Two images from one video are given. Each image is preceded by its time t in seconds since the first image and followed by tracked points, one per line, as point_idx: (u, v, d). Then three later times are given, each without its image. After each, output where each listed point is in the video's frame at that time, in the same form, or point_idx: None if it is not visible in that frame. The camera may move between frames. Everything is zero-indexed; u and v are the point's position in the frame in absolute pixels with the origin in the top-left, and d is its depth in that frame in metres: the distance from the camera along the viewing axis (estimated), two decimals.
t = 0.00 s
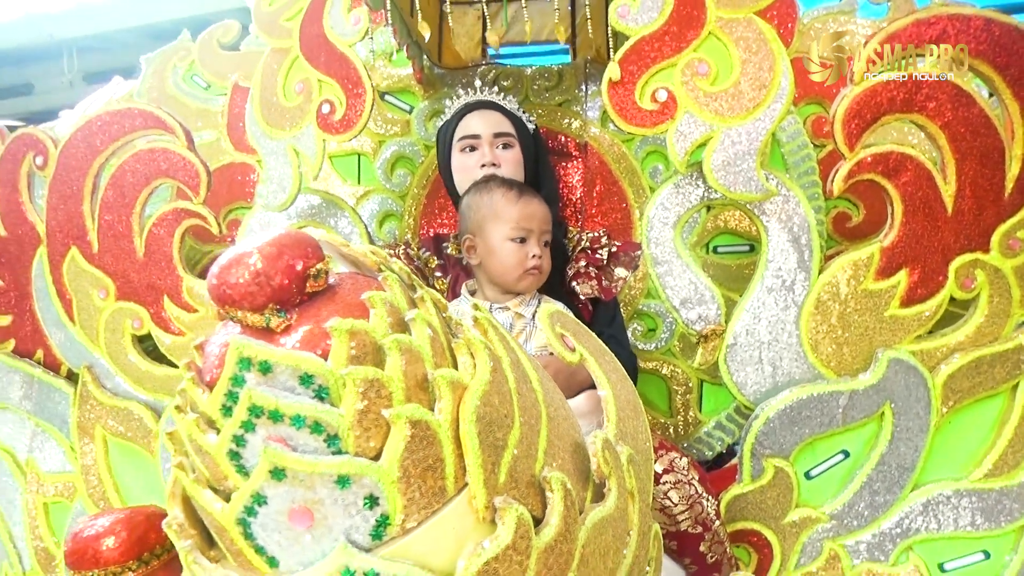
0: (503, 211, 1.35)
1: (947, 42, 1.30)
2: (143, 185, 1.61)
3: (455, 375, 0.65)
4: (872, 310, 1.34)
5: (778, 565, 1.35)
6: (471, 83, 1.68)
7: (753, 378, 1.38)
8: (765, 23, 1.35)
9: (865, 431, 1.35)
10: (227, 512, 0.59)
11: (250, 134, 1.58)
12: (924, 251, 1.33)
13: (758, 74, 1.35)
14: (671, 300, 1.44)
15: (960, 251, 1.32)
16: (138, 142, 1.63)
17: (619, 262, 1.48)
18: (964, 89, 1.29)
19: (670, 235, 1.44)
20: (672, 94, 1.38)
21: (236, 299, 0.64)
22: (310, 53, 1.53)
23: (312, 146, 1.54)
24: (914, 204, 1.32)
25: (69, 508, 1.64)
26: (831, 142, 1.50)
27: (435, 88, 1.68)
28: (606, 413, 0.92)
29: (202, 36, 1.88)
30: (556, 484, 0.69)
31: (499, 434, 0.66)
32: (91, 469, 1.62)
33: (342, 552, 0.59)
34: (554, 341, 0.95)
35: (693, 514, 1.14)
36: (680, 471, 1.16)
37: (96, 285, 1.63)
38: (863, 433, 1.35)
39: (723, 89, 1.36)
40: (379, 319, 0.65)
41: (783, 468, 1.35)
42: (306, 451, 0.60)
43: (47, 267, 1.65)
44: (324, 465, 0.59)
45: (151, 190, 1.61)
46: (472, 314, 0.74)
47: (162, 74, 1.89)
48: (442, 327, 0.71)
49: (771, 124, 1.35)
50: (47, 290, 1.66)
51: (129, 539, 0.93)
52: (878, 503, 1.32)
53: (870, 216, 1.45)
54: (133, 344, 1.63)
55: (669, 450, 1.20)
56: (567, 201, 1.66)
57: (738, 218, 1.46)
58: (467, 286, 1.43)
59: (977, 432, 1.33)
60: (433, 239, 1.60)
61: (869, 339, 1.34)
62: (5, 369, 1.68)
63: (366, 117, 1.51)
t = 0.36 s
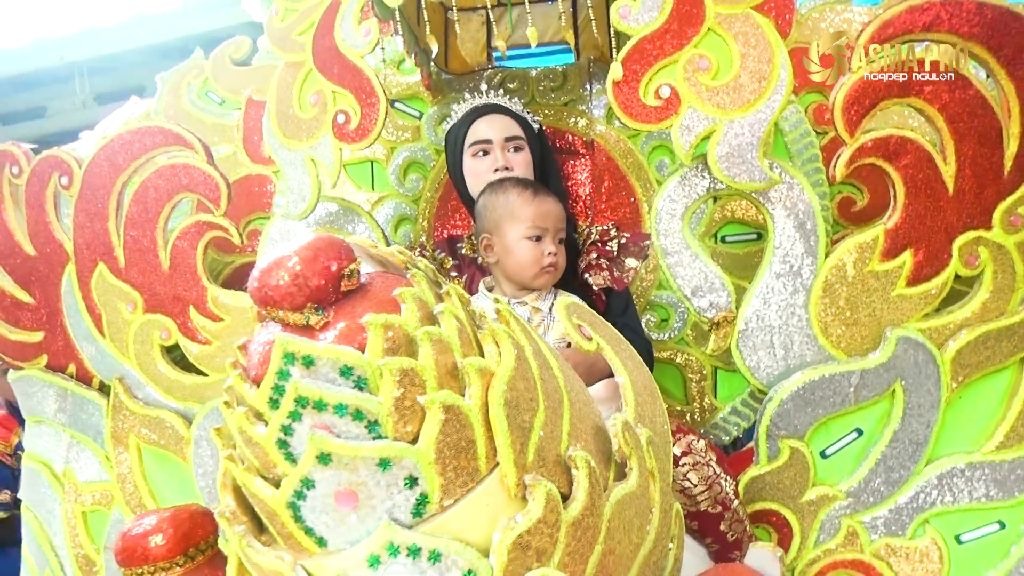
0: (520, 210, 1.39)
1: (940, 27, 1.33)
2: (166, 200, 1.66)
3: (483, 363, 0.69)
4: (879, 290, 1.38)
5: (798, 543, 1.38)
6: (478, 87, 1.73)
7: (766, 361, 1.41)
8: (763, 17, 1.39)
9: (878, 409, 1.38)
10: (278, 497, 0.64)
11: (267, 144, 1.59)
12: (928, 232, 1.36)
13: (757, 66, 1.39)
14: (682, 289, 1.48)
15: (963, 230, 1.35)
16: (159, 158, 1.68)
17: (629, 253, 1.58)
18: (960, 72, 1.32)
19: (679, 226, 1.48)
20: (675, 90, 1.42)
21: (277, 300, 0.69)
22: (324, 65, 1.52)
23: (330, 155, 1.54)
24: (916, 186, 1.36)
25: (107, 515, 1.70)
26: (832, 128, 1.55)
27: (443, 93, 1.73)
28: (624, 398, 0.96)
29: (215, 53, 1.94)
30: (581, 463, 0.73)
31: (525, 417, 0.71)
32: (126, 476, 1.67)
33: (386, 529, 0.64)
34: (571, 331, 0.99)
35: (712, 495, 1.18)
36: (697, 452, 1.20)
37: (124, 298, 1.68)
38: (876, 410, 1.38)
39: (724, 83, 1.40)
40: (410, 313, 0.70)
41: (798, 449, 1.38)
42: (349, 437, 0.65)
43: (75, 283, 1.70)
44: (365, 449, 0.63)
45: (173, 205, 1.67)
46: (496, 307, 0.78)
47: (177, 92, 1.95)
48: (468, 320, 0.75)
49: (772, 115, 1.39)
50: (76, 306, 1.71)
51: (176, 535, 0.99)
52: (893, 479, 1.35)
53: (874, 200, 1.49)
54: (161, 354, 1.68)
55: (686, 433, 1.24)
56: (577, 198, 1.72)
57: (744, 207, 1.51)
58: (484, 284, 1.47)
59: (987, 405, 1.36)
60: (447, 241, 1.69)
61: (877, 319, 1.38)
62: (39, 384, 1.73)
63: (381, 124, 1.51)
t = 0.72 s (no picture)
0: (535, 212, 1.44)
1: (931, 15, 1.37)
2: (189, 219, 1.72)
3: (511, 356, 0.74)
4: (885, 273, 1.42)
5: (817, 522, 1.42)
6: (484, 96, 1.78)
7: (777, 348, 1.45)
8: (759, 14, 1.43)
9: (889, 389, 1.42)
10: (329, 488, 0.70)
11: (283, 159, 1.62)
12: (929, 214, 1.40)
13: (756, 62, 1.43)
14: (693, 281, 1.50)
15: (964, 211, 1.39)
16: (180, 178, 1.74)
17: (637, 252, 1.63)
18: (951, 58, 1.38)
19: (687, 220, 1.50)
20: (677, 88, 1.46)
21: (318, 305, 0.74)
22: (337, 81, 1.56)
23: (347, 167, 1.58)
24: (915, 170, 1.40)
25: (145, 526, 1.75)
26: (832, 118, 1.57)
27: (451, 103, 1.79)
28: (643, 387, 1.01)
29: (225, 74, 1.97)
30: (606, 446, 0.78)
31: (553, 405, 0.75)
32: (162, 488, 1.73)
33: (430, 513, 0.69)
34: (590, 325, 1.04)
35: (731, 478, 1.22)
36: (715, 438, 1.24)
37: (152, 315, 1.74)
38: (887, 390, 1.42)
39: (724, 80, 1.44)
40: (442, 311, 0.75)
41: (813, 431, 1.42)
42: (392, 429, 0.70)
43: (105, 303, 1.76)
44: (408, 439, 0.68)
45: (196, 223, 1.72)
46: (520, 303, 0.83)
47: (192, 113, 1.99)
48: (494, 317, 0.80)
49: (771, 109, 1.43)
50: (107, 325, 1.77)
51: (222, 536, 1.04)
52: (907, 456, 1.39)
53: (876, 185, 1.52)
54: (190, 368, 1.74)
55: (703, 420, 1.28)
56: (585, 197, 1.73)
57: (748, 199, 1.57)
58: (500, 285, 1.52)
59: (996, 380, 1.40)
60: (461, 245, 1.71)
61: (884, 301, 1.42)
62: (73, 402, 1.79)
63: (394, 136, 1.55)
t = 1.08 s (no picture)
0: (547, 219, 1.48)
1: (930, 13, 1.42)
2: (212, 238, 1.76)
3: (540, 356, 0.78)
4: (894, 266, 1.45)
5: (838, 513, 1.45)
6: (494, 109, 1.82)
7: (792, 342, 1.48)
8: (760, 18, 1.47)
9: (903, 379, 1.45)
10: (374, 487, 0.74)
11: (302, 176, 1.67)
12: (935, 206, 1.43)
13: (760, 65, 1.47)
14: (707, 280, 1.53)
15: (970, 202, 1.42)
16: (202, 198, 1.79)
17: (655, 251, 1.67)
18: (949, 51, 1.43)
19: (698, 221, 1.54)
20: (684, 94, 1.49)
21: (357, 314, 0.79)
22: (353, 99, 1.61)
23: (365, 182, 1.62)
24: (920, 164, 1.43)
25: (178, 539, 1.79)
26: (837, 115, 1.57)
27: (462, 116, 1.83)
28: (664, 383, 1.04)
29: (242, 95, 2.03)
30: (633, 439, 0.81)
31: (581, 402, 0.79)
32: (193, 501, 1.77)
33: (470, 506, 0.73)
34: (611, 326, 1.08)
35: (752, 470, 1.25)
36: (734, 430, 1.27)
37: (179, 333, 1.79)
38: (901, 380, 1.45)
39: (730, 83, 1.48)
40: (473, 315, 0.79)
41: (830, 423, 1.45)
42: (432, 428, 0.74)
43: (132, 323, 1.81)
44: (448, 437, 0.73)
45: (218, 242, 1.77)
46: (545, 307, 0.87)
47: (209, 135, 2.04)
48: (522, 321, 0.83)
49: (776, 110, 1.46)
50: (135, 344, 1.81)
51: (262, 542, 1.07)
52: (924, 444, 1.42)
53: (883, 179, 1.53)
54: (218, 383, 1.78)
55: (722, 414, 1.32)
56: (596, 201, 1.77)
57: (758, 198, 1.59)
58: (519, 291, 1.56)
59: (1009, 367, 1.42)
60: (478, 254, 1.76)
61: (894, 293, 1.45)
62: (105, 420, 1.84)
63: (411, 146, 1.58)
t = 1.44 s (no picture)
0: (570, 223, 1.54)
1: (933, 8, 1.47)
2: (249, 257, 1.83)
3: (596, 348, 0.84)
4: (911, 252, 1.50)
5: (868, 492, 1.50)
6: (514, 119, 1.89)
7: (815, 330, 1.53)
8: (770, 21, 1.53)
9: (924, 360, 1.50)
10: (452, 473, 0.82)
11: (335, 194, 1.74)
12: (946, 193, 1.49)
13: (773, 66, 1.53)
14: (729, 274, 1.58)
15: (980, 186, 1.48)
16: (237, 220, 1.85)
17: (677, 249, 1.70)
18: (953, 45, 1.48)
19: (719, 217, 1.60)
20: (701, 97, 1.55)
21: (426, 316, 0.86)
22: (381, 117, 1.67)
23: (397, 196, 1.68)
24: (931, 153, 1.49)
25: (229, 549, 1.86)
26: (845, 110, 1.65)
27: (482, 127, 1.90)
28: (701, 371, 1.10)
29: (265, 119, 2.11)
30: (685, 421, 0.88)
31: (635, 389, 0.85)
32: (242, 512, 1.83)
33: (543, 486, 0.81)
34: (649, 319, 1.14)
35: (786, 453, 1.31)
36: (768, 415, 1.33)
37: (219, 350, 1.85)
38: (923, 362, 1.51)
39: (744, 85, 1.54)
40: (532, 312, 0.85)
41: (857, 406, 1.50)
42: (503, 416, 0.82)
43: (174, 343, 1.88)
44: (521, 423, 0.81)
45: (255, 260, 1.83)
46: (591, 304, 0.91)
47: (235, 158, 2.12)
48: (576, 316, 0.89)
49: (790, 108, 1.52)
50: (177, 362, 1.88)
51: (327, 539, 1.13)
52: (948, 422, 1.48)
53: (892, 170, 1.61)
54: (259, 397, 1.84)
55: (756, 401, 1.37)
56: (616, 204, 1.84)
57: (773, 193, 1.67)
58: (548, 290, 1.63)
59: None
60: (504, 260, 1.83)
61: (912, 278, 1.50)
62: (151, 439, 1.91)
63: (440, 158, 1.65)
